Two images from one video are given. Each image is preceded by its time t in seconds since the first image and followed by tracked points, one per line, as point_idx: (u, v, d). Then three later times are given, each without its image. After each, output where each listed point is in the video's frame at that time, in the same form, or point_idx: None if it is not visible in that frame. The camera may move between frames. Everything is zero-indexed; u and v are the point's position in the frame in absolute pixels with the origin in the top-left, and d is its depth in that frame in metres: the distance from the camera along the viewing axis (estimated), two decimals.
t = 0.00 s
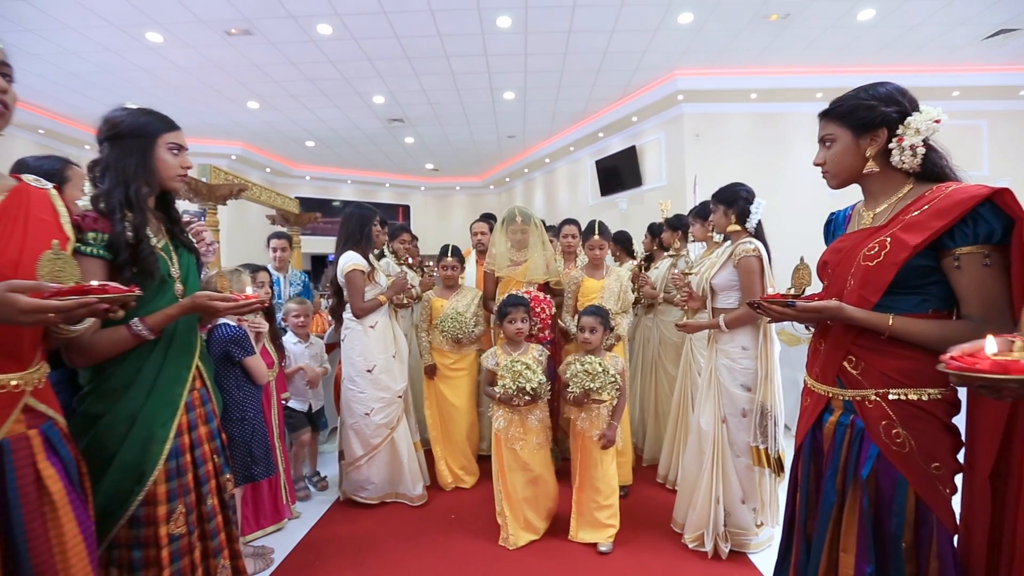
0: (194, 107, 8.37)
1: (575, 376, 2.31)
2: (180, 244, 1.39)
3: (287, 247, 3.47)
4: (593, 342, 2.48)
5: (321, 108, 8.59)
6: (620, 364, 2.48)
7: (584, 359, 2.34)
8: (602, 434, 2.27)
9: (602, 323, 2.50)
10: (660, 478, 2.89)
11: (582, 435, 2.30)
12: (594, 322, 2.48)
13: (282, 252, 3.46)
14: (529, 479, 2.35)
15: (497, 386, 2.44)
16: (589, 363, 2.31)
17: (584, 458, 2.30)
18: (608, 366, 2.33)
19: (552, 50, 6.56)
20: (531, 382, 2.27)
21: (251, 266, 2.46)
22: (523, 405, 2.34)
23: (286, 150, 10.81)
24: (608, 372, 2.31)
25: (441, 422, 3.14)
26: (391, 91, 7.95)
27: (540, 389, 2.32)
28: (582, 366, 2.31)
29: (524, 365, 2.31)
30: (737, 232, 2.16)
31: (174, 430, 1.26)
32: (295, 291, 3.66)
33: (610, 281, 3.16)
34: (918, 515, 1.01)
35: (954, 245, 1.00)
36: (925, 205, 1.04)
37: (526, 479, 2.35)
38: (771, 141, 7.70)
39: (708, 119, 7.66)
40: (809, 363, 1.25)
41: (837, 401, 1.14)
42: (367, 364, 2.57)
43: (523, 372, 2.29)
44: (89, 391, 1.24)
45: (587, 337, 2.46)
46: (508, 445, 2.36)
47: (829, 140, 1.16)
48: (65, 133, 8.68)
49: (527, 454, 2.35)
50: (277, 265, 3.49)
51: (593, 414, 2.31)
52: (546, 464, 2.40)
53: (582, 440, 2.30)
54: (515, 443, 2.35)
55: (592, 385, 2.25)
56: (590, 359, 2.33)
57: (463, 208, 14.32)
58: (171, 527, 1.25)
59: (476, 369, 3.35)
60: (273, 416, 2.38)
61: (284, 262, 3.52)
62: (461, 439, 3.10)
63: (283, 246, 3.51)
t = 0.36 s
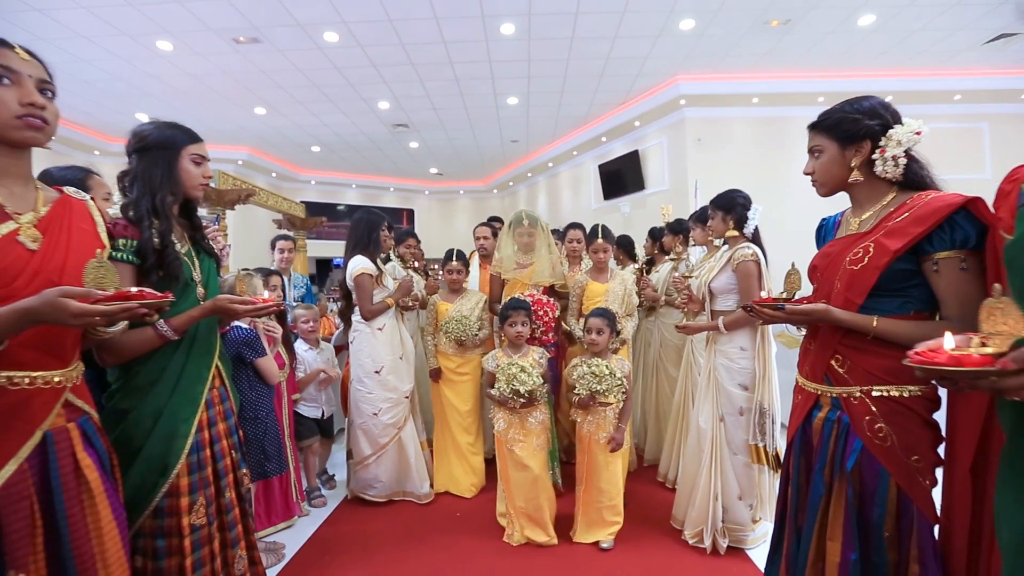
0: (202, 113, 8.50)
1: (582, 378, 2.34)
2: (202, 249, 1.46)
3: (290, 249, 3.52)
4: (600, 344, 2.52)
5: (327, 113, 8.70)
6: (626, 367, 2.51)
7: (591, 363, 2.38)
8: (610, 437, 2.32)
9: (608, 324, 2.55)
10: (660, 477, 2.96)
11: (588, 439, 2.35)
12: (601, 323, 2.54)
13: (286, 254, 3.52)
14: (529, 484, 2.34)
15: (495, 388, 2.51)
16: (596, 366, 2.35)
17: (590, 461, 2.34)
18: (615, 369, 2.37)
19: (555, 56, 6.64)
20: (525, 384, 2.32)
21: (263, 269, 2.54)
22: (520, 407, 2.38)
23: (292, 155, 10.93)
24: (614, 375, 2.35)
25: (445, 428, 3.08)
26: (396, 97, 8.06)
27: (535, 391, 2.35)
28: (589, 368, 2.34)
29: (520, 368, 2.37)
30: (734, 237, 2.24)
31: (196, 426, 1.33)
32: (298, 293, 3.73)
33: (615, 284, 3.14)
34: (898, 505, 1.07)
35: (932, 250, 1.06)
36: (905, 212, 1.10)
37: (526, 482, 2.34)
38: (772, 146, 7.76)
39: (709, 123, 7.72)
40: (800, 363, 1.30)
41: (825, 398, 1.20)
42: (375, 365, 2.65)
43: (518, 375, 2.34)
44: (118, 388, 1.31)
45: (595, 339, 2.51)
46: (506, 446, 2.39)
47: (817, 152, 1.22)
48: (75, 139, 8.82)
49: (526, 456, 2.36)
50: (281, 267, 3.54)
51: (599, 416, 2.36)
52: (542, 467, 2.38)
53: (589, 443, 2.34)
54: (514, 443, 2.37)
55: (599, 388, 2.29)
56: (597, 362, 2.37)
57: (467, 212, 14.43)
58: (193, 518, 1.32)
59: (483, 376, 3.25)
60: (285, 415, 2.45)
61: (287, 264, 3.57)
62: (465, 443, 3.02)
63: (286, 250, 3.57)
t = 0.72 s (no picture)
0: (207, 117, 8.60)
1: (584, 380, 2.42)
2: (221, 254, 1.55)
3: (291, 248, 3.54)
4: (603, 344, 2.59)
5: (330, 117, 8.80)
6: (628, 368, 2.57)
7: (593, 364, 2.45)
8: (614, 436, 2.39)
9: (610, 325, 2.62)
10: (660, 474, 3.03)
11: (588, 437, 2.43)
12: (604, 324, 2.61)
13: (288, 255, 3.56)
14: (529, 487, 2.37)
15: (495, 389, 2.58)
16: (598, 368, 2.42)
17: (589, 460, 2.41)
18: (616, 370, 2.45)
19: (555, 60, 6.73)
20: (522, 386, 2.39)
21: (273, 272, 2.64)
22: (518, 407, 2.45)
23: (295, 158, 11.03)
24: (616, 376, 2.42)
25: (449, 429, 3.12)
26: (398, 101, 8.15)
27: (534, 392, 2.42)
28: (592, 370, 2.41)
29: (518, 370, 2.44)
30: (728, 241, 2.33)
31: (216, 420, 1.42)
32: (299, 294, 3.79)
33: (618, 285, 3.19)
34: (872, 491, 1.16)
35: (902, 253, 1.14)
36: (877, 219, 1.19)
37: (525, 481, 2.38)
38: (771, 148, 7.83)
39: (708, 126, 7.81)
40: (783, 360, 1.38)
41: (806, 392, 1.28)
42: (381, 365, 2.74)
43: (516, 377, 2.41)
44: (143, 383, 1.40)
45: (599, 339, 2.57)
46: (506, 445, 2.46)
47: (798, 161, 1.31)
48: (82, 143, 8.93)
49: (525, 454, 2.43)
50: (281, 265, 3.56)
51: (601, 416, 2.44)
52: (540, 467, 2.43)
53: (589, 442, 2.42)
54: (514, 443, 2.44)
55: (601, 389, 2.36)
56: (598, 364, 2.44)
57: (468, 214, 14.53)
58: (213, 506, 1.40)
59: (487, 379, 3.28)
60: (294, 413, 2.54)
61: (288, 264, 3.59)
62: (466, 442, 3.08)
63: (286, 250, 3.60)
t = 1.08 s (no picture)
0: (212, 118, 8.69)
1: (582, 379, 2.50)
2: (238, 255, 1.64)
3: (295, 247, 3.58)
4: (601, 345, 2.67)
5: (333, 118, 8.89)
6: (625, 367, 2.64)
7: (591, 364, 2.52)
8: (611, 433, 2.48)
9: (609, 326, 2.70)
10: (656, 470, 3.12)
11: (586, 433, 2.51)
12: (603, 325, 2.68)
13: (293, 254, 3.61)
14: (524, 482, 2.46)
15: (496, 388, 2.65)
16: (596, 368, 2.49)
17: (586, 457, 2.48)
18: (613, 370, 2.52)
19: (555, 63, 6.81)
20: (519, 385, 2.47)
21: (283, 272, 2.72)
22: (517, 406, 2.53)
23: (298, 158, 11.11)
24: (613, 376, 2.50)
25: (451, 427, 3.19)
26: (400, 102, 8.23)
27: (530, 391, 2.49)
28: (590, 370, 2.49)
29: (515, 370, 2.51)
30: (723, 243, 2.42)
31: (232, 412, 1.50)
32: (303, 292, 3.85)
33: (620, 286, 3.27)
34: (848, 480, 1.24)
35: (877, 258, 1.22)
36: (855, 225, 1.27)
37: (525, 478, 2.46)
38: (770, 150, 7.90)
39: (708, 129, 7.89)
40: (769, 357, 1.46)
41: (789, 387, 1.37)
42: (385, 362, 2.83)
43: (512, 377, 2.49)
44: (165, 377, 1.48)
45: (597, 339, 2.65)
46: (506, 443, 2.53)
47: (782, 171, 1.39)
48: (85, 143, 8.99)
49: (523, 452, 2.50)
50: (284, 264, 3.59)
51: (599, 414, 2.52)
52: (540, 464, 2.51)
53: (586, 438, 2.50)
54: (514, 441, 2.51)
55: (598, 389, 2.44)
56: (596, 364, 2.51)
57: (469, 214, 14.62)
58: (230, 493, 1.48)
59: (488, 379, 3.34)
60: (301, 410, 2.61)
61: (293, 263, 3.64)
62: (469, 439, 3.16)
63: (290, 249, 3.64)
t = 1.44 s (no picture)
0: (218, 113, 8.77)
1: (582, 373, 2.59)
2: (258, 251, 1.73)
3: (304, 243, 3.66)
4: (601, 339, 2.76)
5: (337, 114, 8.96)
6: (622, 362, 2.73)
7: (590, 359, 2.62)
8: (608, 426, 2.58)
9: (607, 321, 2.79)
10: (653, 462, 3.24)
11: (586, 427, 2.60)
12: (602, 321, 2.77)
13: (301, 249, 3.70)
14: (527, 471, 2.56)
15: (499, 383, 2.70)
16: (594, 362, 2.59)
17: (586, 449, 2.58)
18: (612, 365, 2.61)
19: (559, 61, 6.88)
20: (520, 378, 2.56)
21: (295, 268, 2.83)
22: (520, 400, 2.60)
23: (302, 154, 11.19)
24: (612, 370, 2.60)
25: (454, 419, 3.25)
26: (405, 99, 8.30)
27: (531, 384, 2.57)
28: (589, 365, 2.58)
29: (516, 364, 2.60)
30: (722, 241, 2.52)
31: (252, 398, 1.60)
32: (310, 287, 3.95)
33: (623, 282, 3.36)
34: (828, 463, 1.34)
35: (857, 258, 1.32)
36: (836, 228, 1.36)
37: (529, 468, 2.56)
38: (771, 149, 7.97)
39: (710, 127, 7.95)
40: (757, 351, 1.55)
41: (774, 378, 1.46)
42: (391, 354, 2.95)
43: (514, 371, 2.58)
44: (190, 364, 1.59)
45: (596, 335, 2.74)
46: (512, 436, 2.61)
47: (771, 176, 1.48)
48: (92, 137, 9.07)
49: (528, 445, 2.58)
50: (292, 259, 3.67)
51: (598, 407, 2.61)
52: (545, 455, 2.59)
53: (585, 431, 2.60)
54: (519, 434, 2.59)
55: (597, 382, 2.54)
56: (595, 358, 2.60)
57: (472, 211, 14.72)
58: (250, 473, 1.58)
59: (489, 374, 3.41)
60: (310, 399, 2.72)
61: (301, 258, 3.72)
62: (472, 430, 3.24)
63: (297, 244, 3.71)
